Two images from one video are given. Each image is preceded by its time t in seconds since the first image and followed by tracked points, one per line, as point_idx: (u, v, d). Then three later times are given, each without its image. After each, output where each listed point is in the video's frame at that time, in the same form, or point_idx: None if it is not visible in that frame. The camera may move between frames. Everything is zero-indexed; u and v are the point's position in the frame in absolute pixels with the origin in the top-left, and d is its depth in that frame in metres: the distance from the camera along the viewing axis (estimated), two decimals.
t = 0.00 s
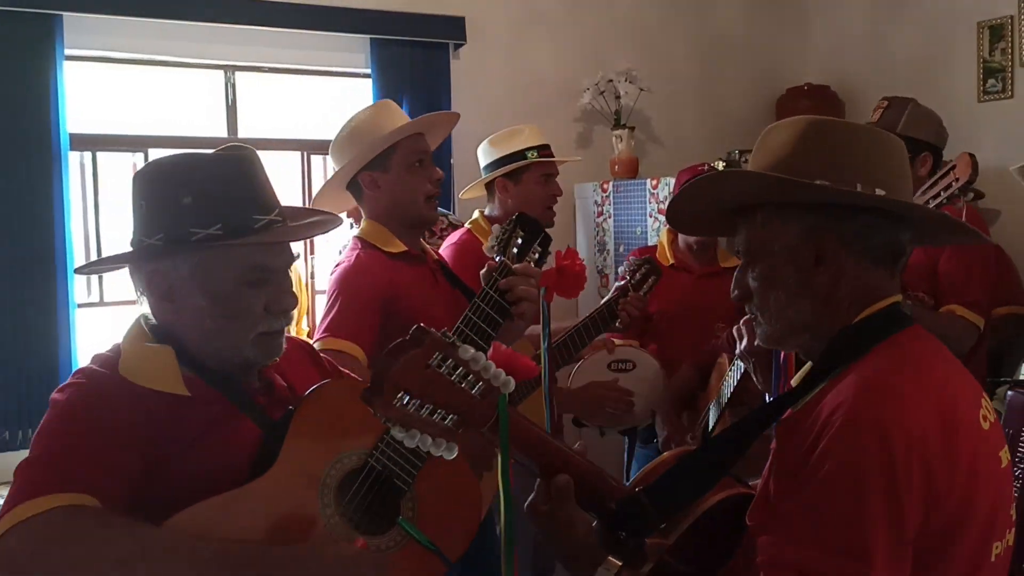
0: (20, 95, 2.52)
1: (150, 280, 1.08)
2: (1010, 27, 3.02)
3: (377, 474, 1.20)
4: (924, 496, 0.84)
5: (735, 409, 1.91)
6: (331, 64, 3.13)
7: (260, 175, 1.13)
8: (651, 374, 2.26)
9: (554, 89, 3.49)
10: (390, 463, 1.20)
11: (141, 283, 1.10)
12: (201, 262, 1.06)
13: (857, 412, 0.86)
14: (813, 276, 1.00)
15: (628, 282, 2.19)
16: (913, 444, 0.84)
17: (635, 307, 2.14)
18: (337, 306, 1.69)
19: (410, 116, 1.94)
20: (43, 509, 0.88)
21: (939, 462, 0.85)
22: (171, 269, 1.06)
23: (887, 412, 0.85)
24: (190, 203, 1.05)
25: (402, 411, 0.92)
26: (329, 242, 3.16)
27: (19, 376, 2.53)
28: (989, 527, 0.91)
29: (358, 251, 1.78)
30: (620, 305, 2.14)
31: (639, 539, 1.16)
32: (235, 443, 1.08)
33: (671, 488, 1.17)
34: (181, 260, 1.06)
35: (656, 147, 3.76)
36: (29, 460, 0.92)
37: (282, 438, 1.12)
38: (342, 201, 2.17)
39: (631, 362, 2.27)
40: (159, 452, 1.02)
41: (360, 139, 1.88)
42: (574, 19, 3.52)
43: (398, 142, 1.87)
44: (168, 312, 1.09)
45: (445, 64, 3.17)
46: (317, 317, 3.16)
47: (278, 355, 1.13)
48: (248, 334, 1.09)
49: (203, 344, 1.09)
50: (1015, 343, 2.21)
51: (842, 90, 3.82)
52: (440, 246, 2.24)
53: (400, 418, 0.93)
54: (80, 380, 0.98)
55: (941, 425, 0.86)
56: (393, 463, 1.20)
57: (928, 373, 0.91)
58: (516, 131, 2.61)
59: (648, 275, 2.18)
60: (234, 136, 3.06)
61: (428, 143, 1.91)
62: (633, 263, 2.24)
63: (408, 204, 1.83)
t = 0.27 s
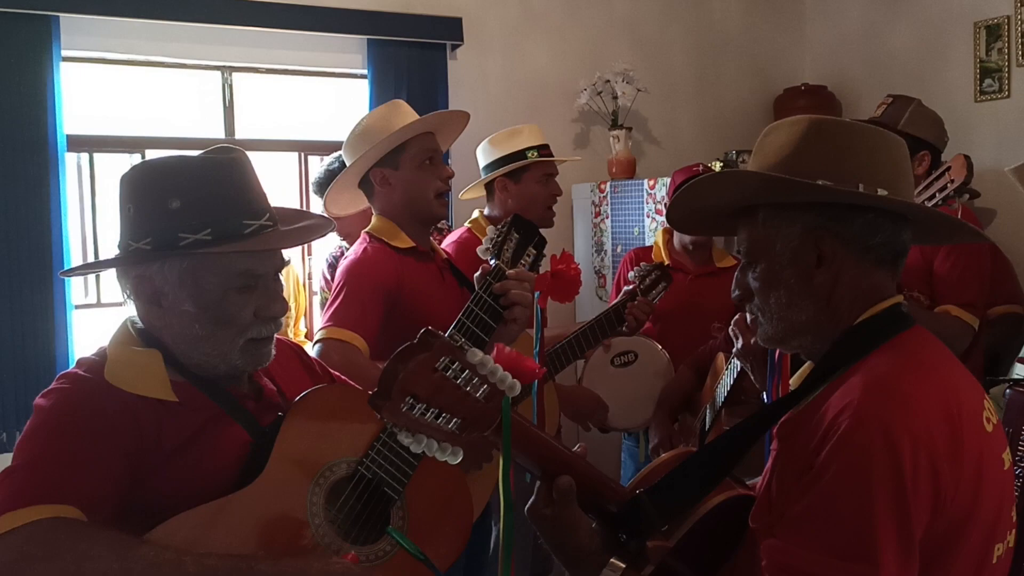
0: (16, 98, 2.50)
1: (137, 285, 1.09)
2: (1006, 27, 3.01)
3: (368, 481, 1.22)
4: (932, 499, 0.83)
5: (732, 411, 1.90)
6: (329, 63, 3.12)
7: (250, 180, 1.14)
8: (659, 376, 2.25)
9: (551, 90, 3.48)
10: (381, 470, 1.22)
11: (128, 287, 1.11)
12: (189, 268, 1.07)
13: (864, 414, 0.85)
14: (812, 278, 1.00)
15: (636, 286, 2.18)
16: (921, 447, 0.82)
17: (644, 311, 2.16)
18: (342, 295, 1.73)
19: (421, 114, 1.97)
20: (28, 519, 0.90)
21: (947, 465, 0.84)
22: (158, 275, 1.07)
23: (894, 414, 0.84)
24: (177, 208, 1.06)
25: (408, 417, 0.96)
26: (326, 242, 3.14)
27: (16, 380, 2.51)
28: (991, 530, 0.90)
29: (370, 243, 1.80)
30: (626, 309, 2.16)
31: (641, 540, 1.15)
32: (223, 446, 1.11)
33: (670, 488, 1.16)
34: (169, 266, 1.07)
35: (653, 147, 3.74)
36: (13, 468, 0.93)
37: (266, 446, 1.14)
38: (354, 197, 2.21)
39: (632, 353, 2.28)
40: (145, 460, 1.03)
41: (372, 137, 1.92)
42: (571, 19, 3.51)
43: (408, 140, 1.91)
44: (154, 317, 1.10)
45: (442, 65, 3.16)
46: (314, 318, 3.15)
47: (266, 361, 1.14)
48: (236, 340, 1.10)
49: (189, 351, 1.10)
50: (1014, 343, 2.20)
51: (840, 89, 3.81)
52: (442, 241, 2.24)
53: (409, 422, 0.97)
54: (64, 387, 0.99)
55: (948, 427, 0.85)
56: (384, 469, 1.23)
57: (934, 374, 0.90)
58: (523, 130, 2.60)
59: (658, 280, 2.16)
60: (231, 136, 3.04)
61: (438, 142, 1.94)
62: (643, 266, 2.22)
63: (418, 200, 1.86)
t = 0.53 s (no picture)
0: (14, 100, 2.49)
1: (127, 290, 1.08)
2: (1004, 27, 3.01)
3: (363, 485, 1.21)
4: (936, 499, 0.83)
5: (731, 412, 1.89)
6: (327, 65, 3.11)
7: (240, 181, 1.13)
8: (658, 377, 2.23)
9: (550, 91, 3.47)
10: (376, 474, 1.22)
11: (117, 292, 1.10)
12: (179, 272, 1.06)
13: (872, 412, 0.85)
14: (816, 279, 0.99)
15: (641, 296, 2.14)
16: (928, 446, 0.82)
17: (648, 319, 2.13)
18: (341, 290, 1.78)
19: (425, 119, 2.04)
20: (15, 529, 0.90)
21: (952, 466, 0.84)
22: (148, 281, 1.07)
23: (902, 413, 0.83)
24: (166, 212, 1.05)
25: (408, 441, 0.91)
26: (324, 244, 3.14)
27: (13, 382, 2.49)
28: (994, 533, 0.89)
29: (373, 242, 1.86)
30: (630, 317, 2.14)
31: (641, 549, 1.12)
32: (215, 450, 1.10)
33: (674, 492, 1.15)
34: (159, 271, 1.06)
35: (651, 148, 3.74)
36: None
37: (260, 450, 1.13)
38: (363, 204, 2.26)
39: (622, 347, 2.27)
40: (134, 467, 1.02)
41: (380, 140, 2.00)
42: (569, 20, 3.51)
43: (413, 143, 1.98)
44: (145, 322, 1.09)
45: (440, 66, 3.15)
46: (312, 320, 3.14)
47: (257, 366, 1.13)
48: (227, 346, 1.09)
49: (178, 356, 1.09)
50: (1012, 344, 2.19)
51: (838, 89, 3.80)
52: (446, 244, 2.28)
53: (407, 446, 0.92)
54: (52, 394, 0.98)
55: (954, 427, 0.85)
56: (380, 473, 1.22)
57: (941, 374, 0.90)
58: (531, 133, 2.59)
59: (665, 292, 2.13)
60: (229, 138, 3.04)
61: (442, 146, 2.01)
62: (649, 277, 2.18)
63: (422, 200, 1.92)
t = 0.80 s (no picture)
0: (14, 102, 2.49)
1: (116, 297, 1.07)
2: (1002, 28, 3.01)
3: (361, 486, 1.21)
4: (931, 494, 0.84)
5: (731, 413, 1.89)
6: (327, 68, 3.11)
7: (228, 181, 1.13)
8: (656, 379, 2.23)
9: (548, 92, 3.47)
10: (373, 475, 1.22)
11: (105, 297, 1.09)
12: (171, 276, 1.06)
13: (876, 404, 0.86)
14: (816, 277, 0.99)
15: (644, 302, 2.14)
16: (929, 440, 0.83)
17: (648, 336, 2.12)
18: (339, 287, 1.78)
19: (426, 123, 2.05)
20: (9, 539, 0.89)
21: (950, 463, 0.85)
22: (138, 286, 1.06)
23: (906, 407, 0.85)
24: (154, 215, 1.04)
25: (430, 442, 0.91)
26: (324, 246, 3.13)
27: (12, 385, 2.48)
28: (989, 531, 0.91)
29: (375, 242, 1.87)
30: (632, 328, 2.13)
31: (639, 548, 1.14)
32: (210, 453, 1.09)
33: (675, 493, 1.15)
34: (150, 276, 1.06)
35: (650, 149, 3.73)
36: None
37: (256, 453, 1.13)
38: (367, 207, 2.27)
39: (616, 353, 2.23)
40: (127, 471, 1.02)
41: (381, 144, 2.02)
42: (568, 22, 3.50)
43: (415, 148, 1.98)
44: (135, 329, 1.09)
45: (439, 68, 3.14)
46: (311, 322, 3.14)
47: (251, 369, 1.14)
48: (221, 349, 1.10)
49: (171, 362, 1.09)
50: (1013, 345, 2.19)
51: (836, 90, 3.80)
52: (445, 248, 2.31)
53: (429, 449, 0.92)
54: (42, 400, 0.98)
55: (955, 426, 0.87)
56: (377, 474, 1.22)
57: (943, 373, 0.91)
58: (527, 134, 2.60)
59: (669, 300, 2.12)
60: (229, 140, 3.03)
61: (444, 151, 2.01)
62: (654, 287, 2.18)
63: (423, 203, 1.92)
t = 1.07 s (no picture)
0: (13, 103, 2.49)
1: (113, 297, 1.07)
2: (1002, 28, 3.01)
3: (360, 490, 1.20)
4: (938, 490, 0.84)
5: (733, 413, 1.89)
6: (326, 68, 3.10)
7: (232, 186, 1.13)
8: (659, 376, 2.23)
9: (548, 93, 3.47)
10: (373, 479, 1.21)
11: (102, 297, 1.09)
12: (169, 279, 1.06)
13: (881, 400, 0.86)
14: (817, 275, 1.01)
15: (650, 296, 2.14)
16: (935, 435, 0.83)
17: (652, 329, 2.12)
18: (345, 286, 1.77)
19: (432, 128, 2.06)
20: (7, 546, 0.90)
21: (957, 458, 0.85)
22: (135, 288, 1.06)
23: (911, 403, 0.85)
24: (155, 217, 1.04)
25: (444, 435, 0.99)
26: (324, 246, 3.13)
27: (14, 386, 2.48)
28: (995, 526, 0.91)
29: (378, 242, 1.87)
30: (632, 325, 2.13)
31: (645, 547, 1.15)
32: (208, 456, 1.10)
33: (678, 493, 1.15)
34: (148, 278, 1.06)
35: (650, 149, 3.73)
36: None
37: (256, 456, 1.13)
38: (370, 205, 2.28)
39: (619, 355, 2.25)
40: (124, 476, 1.02)
41: (386, 145, 2.03)
42: (567, 22, 3.50)
43: (418, 152, 1.99)
44: (131, 330, 1.09)
45: (440, 68, 3.14)
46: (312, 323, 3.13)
47: (246, 374, 1.14)
48: (218, 353, 1.10)
49: (167, 364, 1.09)
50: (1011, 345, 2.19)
51: (837, 90, 3.79)
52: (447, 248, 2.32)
53: (442, 441, 0.99)
54: (37, 405, 0.98)
55: (960, 422, 0.87)
56: (377, 477, 1.21)
57: (948, 369, 0.91)
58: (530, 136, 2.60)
59: (675, 292, 2.11)
60: (228, 141, 3.03)
61: (447, 156, 2.01)
62: (659, 277, 2.18)
63: (424, 207, 1.93)
